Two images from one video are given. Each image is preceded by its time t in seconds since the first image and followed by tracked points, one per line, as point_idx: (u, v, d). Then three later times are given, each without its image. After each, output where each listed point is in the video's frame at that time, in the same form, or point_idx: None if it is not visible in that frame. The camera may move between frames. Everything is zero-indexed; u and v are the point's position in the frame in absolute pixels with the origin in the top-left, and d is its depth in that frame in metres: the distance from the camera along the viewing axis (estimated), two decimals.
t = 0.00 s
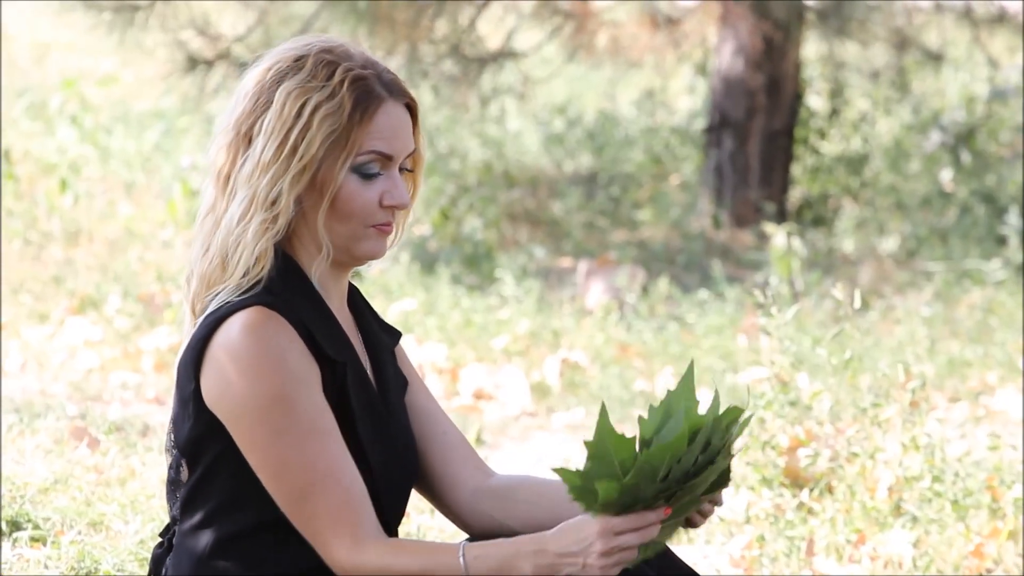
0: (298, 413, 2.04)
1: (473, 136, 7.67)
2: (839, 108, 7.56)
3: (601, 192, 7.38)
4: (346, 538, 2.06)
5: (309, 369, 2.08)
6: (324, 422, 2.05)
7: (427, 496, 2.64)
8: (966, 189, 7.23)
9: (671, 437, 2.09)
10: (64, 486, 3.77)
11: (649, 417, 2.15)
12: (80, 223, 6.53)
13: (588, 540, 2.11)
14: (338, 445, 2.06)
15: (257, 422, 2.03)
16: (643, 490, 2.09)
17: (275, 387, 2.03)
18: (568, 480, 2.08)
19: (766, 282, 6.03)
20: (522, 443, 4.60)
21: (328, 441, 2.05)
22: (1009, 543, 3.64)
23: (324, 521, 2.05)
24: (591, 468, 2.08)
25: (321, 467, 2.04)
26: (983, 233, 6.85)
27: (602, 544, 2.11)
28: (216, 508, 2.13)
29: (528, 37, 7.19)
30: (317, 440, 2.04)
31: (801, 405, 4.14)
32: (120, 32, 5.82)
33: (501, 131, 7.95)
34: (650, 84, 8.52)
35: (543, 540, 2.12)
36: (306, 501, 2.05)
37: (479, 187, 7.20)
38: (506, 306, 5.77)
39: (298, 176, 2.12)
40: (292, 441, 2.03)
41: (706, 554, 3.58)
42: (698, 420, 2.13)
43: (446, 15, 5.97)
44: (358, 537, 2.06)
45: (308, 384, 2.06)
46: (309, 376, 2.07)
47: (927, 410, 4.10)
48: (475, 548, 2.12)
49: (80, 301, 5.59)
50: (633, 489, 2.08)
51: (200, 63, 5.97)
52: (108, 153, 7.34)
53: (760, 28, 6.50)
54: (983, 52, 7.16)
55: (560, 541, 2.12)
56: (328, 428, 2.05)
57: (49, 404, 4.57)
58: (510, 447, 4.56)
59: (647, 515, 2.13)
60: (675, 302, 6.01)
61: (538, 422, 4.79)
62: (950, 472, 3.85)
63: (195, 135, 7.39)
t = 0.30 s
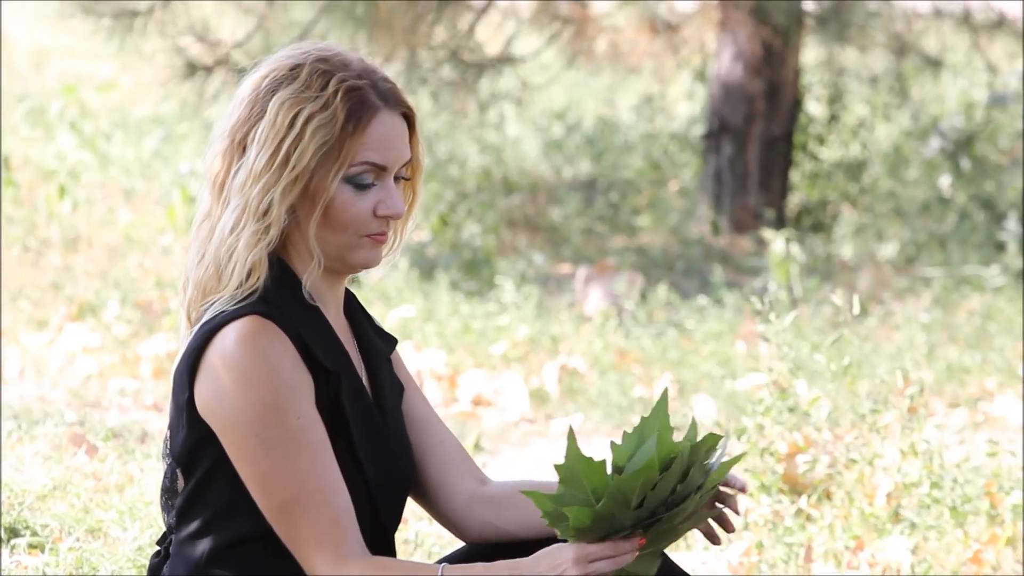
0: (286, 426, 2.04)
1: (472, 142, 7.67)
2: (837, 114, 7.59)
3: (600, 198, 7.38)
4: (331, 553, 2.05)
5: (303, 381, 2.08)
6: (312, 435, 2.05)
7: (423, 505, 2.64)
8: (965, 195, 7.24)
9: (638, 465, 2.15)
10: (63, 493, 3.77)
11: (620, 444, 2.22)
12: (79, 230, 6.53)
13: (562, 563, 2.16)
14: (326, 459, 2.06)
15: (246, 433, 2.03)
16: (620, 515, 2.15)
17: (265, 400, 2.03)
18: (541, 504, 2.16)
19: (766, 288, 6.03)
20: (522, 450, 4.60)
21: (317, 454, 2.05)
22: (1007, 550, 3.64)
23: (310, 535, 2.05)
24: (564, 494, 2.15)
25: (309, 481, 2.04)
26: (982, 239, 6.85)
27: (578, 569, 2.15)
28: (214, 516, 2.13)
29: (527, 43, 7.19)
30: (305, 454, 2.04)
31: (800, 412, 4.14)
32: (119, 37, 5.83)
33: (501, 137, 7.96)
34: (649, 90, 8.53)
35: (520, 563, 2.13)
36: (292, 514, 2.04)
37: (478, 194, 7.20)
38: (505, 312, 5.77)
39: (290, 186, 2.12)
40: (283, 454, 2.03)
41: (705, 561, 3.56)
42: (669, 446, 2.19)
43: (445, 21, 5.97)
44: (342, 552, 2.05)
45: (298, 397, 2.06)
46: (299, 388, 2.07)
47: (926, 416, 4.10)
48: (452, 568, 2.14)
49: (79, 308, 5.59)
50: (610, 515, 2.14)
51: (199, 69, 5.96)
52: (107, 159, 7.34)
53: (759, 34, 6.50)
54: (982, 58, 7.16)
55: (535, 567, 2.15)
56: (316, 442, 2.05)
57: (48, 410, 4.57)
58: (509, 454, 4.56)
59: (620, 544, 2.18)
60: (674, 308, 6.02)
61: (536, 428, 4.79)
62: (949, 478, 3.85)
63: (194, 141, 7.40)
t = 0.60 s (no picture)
0: (280, 434, 2.03)
1: (472, 149, 7.67)
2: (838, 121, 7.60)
3: (600, 204, 7.39)
4: (326, 560, 2.05)
5: (297, 389, 2.08)
6: (306, 443, 2.05)
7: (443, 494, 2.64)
8: (965, 201, 7.24)
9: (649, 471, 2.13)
10: (63, 499, 3.76)
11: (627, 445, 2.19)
12: (79, 236, 6.54)
13: (561, 564, 2.13)
14: (320, 467, 2.06)
15: (241, 441, 2.03)
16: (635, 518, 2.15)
17: (259, 408, 2.03)
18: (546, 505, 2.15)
19: (766, 294, 6.03)
20: (522, 456, 4.61)
21: (310, 462, 2.05)
22: (1008, 555, 3.64)
23: (302, 542, 2.04)
24: (568, 493, 2.14)
25: (302, 489, 2.04)
26: (982, 246, 6.85)
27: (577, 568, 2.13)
28: (211, 524, 2.14)
29: (527, 50, 7.20)
30: (298, 461, 2.04)
31: (800, 417, 4.12)
32: (119, 45, 5.84)
33: (501, 144, 7.97)
34: (649, 96, 8.54)
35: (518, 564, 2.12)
36: (285, 522, 2.04)
37: (479, 201, 7.21)
38: (506, 318, 5.77)
39: (285, 192, 2.12)
40: (278, 461, 2.03)
41: (706, 566, 3.55)
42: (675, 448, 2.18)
43: (445, 27, 5.97)
44: (334, 560, 2.05)
45: (292, 405, 2.06)
46: (293, 396, 2.07)
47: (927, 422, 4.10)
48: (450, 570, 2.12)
49: (80, 315, 5.59)
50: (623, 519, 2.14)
51: (198, 76, 6.00)
52: (108, 166, 7.35)
53: (759, 40, 6.50)
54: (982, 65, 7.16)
55: (534, 567, 2.13)
56: (310, 450, 2.05)
57: (48, 417, 4.57)
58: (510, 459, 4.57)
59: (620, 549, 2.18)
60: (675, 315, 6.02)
61: (537, 435, 4.79)
62: (950, 483, 3.85)
63: (195, 148, 7.40)
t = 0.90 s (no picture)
0: (283, 434, 2.03)
1: (475, 148, 7.67)
2: (840, 120, 7.62)
3: (603, 204, 7.38)
4: (335, 558, 2.04)
5: (299, 389, 2.08)
6: (310, 443, 2.04)
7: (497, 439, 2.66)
8: (968, 201, 7.23)
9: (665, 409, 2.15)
10: (66, 498, 3.76)
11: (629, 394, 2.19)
12: (81, 235, 6.54)
13: (588, 527, 2.12)
14: (325, 465, 2.05)
15: (244, 442, 2.03)
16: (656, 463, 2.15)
17: (262, 409, 2.03)
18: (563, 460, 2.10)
19: (768, 294, 6.03)
20: (524, 455, 4.61)
21: (315, 461, 2.04)
22: (1011, 554, 3.64)
23: (311, 541, 2.04)
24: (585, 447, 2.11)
25: (308, 488, 2.03)
26: (985, 246, 6.84)
27: (604, 531, 2.13)
28: (214, 526, 2.15)
29: (529, 50, 7.20)
30: (302, 461, 2.03)
31: (803, 417, 4.11)
32: (123, 45, 5.85)
33: (503, 143, 7.97)
34: (652, 95, 8.55)
35: (539, 538, 2.10)
36: (291, 522, 2.04)
37: (481, 200, 7.21)
38: (508, 317, 5.76)
39: (288, 189, 2.12)
40: (283, 460, 2.03)
41: (709, 566, 3.57)
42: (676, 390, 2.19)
43: (447, 27, 5.97)
44: (348, 556, 2.04)
45: (294, 405, 2.06)
46: (294, 396, 2.06)
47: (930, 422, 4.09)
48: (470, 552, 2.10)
49: (82, 314, 5.59)
50: (644, 465, 2.14)
51: (201, 76, 5.95)
52: (110, 166, 7.36)
53: (761, 40, 6.50)
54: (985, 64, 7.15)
55: (557, 535, 2.11)
56: (314, 449, 2.04)
57: (51, 416, 4.57)
58: (512, 459, 4.57)
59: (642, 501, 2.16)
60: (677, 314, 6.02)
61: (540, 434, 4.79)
62: (953, 483, 3.85)
63: (197, 147, 7.41)
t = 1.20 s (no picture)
0: (282, 432, 2.03)
1: (479, 147, 7.68)
2: (845, 119, 7.62)
3: (607, 202, 7.37)
4: (338, 554, 2.04)
5: (296, 385, 2.08)
6: (309, 440, 2.05)
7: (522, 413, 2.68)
8: (973, 200, 7.21)
9: (680, 403, 2.21)
10: (70, 498, 3.77)
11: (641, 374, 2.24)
12: (86, 234, 6.55)
13: (597, 508, 2.16)
14: (325, 462, 2.05)
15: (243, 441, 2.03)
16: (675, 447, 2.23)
17: (260, 406, 2.03)
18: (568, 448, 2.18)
19: (773, 293, 6.02)
20: (529, 454, 4.61)
21: (315, 458, 2.04)
22: (1014, 553, 3.68)
23: (313, 538, 2.04)
24: (588, 436, 2.19)
25: (309, 485, 2.04)
26: (990, 244, 6.82)
27: (612, 512, 2.16)
28: (215, 525, 2.15)
29: (534, 49, 7.21)
30: (302, 458, 2.04)
31: (807, 417, 4.09)
32: (126, 44, 5.87)
33: (508, 142, 7.97)
34: (657, 95, 8.55)
35: (546, 515, 2.13)
36: (293, 519, 2.04)
37: (486, 199, 7.21)
38: (513, 317, 5.76)
39: (289, 188, 2.12)
40: (283, 457, 2.03)
41: (712, 566, 3.58)
42: (688, 374, 2.24)
43: (452, 26, 5.97)
44: (350, 553, 2.04)
45: (292, 402, 2.06)
46: (292, 394, 2.07)
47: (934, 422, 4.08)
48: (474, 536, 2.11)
49: (87, 313, 5.59)
50: (660, 452, 2.22)
51: (206, 75, 5.95)
52: (115, 165, 7.37)
53: (766, 39, 6.50)
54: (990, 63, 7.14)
55: (564, 515, 2.14)
56: (314, 447, 2.05)
57: (56, 415, 4.57)
58: (517, 458, 4.57)
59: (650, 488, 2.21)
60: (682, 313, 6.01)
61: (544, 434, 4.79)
62: (957, 482, 3.83)
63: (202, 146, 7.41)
